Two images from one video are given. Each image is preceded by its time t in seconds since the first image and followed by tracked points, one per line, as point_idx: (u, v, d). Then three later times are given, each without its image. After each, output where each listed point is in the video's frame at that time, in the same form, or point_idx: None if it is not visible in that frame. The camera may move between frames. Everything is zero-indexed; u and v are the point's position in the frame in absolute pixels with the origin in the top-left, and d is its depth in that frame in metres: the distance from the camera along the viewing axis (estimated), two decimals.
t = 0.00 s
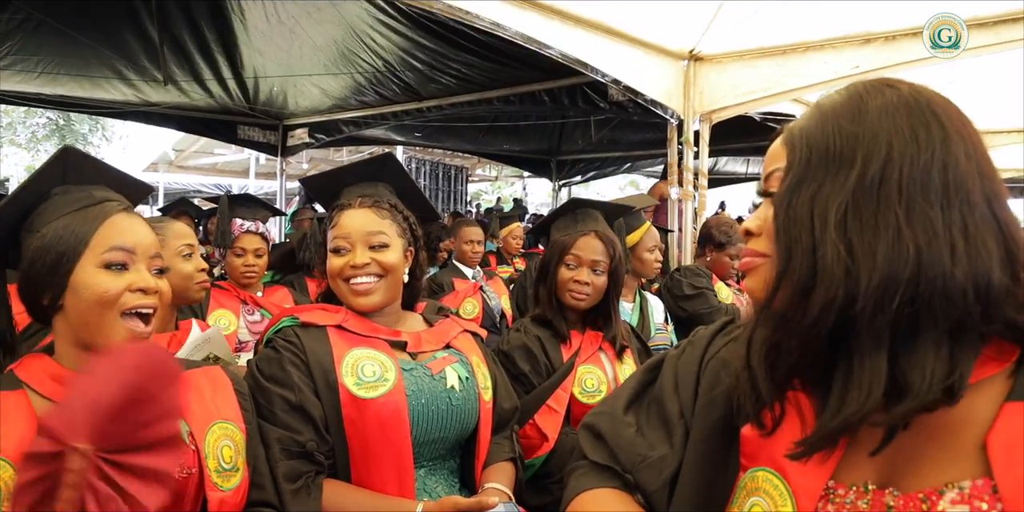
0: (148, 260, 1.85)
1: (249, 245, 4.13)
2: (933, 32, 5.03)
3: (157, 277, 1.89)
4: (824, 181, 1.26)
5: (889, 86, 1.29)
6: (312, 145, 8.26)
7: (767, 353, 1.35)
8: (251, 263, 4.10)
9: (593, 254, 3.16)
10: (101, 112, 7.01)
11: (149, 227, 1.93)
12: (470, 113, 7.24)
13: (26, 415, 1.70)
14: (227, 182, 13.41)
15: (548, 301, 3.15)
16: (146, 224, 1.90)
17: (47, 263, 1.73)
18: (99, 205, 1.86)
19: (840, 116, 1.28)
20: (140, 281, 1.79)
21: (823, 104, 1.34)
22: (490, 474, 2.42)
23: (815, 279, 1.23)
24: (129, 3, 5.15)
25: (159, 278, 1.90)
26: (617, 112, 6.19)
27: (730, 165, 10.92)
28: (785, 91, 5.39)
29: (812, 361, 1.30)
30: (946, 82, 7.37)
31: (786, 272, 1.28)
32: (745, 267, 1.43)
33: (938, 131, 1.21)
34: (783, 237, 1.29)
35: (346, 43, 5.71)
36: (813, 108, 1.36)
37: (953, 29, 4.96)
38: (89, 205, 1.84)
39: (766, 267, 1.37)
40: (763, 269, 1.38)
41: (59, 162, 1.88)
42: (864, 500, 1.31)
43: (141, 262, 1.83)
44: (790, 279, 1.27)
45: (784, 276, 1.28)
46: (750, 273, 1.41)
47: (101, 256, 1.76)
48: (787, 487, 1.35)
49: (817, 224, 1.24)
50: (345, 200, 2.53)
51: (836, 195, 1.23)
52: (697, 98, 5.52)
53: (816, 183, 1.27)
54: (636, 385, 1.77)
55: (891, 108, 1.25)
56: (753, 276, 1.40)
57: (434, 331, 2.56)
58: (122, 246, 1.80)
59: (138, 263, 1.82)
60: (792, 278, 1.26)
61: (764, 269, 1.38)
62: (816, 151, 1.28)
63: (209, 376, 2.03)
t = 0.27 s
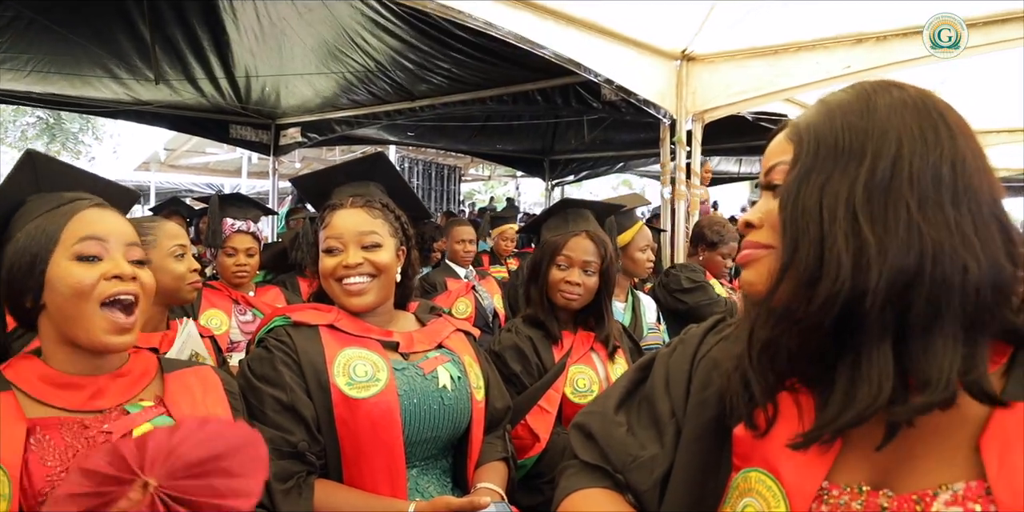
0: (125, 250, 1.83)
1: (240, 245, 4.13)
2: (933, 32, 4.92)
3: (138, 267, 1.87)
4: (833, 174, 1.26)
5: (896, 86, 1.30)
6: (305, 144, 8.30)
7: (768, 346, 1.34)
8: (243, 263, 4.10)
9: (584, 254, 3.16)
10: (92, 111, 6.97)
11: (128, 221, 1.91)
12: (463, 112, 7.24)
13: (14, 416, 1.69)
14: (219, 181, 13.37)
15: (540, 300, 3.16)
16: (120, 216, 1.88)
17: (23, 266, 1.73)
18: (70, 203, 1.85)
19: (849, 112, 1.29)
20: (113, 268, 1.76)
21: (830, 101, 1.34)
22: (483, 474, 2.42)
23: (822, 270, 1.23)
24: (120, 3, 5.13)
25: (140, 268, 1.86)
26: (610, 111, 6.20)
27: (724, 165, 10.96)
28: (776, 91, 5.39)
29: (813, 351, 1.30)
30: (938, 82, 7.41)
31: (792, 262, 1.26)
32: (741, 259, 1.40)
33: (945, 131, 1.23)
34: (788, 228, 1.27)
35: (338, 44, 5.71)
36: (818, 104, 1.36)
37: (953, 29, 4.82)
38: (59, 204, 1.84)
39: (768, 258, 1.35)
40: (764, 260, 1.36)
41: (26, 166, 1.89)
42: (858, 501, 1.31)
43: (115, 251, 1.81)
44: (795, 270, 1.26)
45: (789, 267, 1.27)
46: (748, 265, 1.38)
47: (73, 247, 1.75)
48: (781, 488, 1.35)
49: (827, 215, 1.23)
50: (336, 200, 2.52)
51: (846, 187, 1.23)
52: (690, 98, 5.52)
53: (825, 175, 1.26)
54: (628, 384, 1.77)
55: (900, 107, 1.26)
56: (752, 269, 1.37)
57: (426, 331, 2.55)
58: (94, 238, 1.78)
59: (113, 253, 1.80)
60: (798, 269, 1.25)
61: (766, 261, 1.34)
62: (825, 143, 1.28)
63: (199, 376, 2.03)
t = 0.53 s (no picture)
0: (114, 261, 1.78)
1: (236, 244, 4.13)
2: (933, 32, 4.93)
3: (126, 278, 1.80)
4: (863, 165, 1.25)
5: (908, 89, 1.34)
6: (302, 144, 8.31)
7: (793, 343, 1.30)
8: (239, 262, 4.09)
9: (578, 254, 3.16)
10: (88, 110, 6.94)
11: (127, 228, 1.86)
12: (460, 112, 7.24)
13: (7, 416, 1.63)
14: (216, 181, 13.36)
15: (535, 300, 3.16)
16: (116, 223, 1.83)
17: (13, 262, 1.74)
18: (69, 204, 1.84)
19: (873, 108, 1.30)
20: (96, 282, 1.71)
21: (845, 98, 1.35)
22: (479, 473, 2.42)
23: (857, 260, 1.20)
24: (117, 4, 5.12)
25: (130, 279, 1.81)
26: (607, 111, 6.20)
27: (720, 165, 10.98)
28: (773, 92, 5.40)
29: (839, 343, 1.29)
30: (934, 83, 7.44)
31: (825, 252, 1.22)
32: (753, 252, 1.34)
33: (961, 132, 1.27)
34: (820, 218, 1.24)
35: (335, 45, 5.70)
36: (833, 101, 1.36)
37: (953, 29, 4.84)
38: (58, 206, 1.83)
39: (791, 249, 1.29)
40: (786, 252, 1.29)
41: (30, 163, 1.88)
42: (850, 503, 1.31)
43: (101, 263, 1.75)
44: (827, 259, 1.22)
45: (822, 257, 1.22)
46: (763, 257, 1.32)
47: (57, 255, 1.72)
48: (774, 488, 1.35)
49: (862, 206, 1.22)
50: (336, 199, 2.52)
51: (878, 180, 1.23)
52: (686, 98, 5.53)
53: (856, 165, 1.26)
54: (623, 383, 1.77)
55: (921, 105, 1.29)
56: (771, 260, 1.31)
57: (422, 331, 2.55)
58: (81, 246, 1.74)
59: (99, 264, 1.75)
60: (832, 258, 1.21)
61: (788, 252, 1.29)
62: (853, 136, 1.28)
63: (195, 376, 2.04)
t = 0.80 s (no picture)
0: (102, 264, 1.75)
1: (229, 242, 4.13)
2: (933, 32, 4.95)
3: (117, 281, 1.78)
4: (902, 162, 1.26)
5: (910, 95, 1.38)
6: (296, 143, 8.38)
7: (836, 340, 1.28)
8: (232, 261, 4.09)
9: (572, 251, 3.16)
10: (81, 108, 6.89)
11: (121, 230, 1.84)
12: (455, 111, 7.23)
13: None
14: (209, 180, 13.32)
15: (529, 299, 3.16)
16: (110, 225, 1.82)
17: (7, 257, 1.74)
18: (66, 203, 1.84)
19: (895, 109, 1.32)
20: (82, 284, 1.70)
21: (863, 95, 1.36)
22: (473, 472, 2.42)
23: (905, 259, 1.20)
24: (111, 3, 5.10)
25: (121, 282, 1.79)
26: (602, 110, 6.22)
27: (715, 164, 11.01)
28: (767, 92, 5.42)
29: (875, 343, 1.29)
30: (927, 83, 7.47)
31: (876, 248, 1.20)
32: (787, 246, 1.28)
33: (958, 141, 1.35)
34: (873, 212, 1.22)
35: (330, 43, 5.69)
36: (852, 97, 1.36)
37: (953, 29, 4.84)
38: (54, 205, 1.83)
39: (834, 243, 1.25)
40: (829, 246, 1.25)
41: (30, 160, 1.89)
42: (839, 503, 1.31)
43: (90, 265, 1.74)
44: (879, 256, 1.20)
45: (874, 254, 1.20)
46: (798, 252, 1.28)
47: (47, 255, 1.71)
48: (763, 488, 1.36)
49: (908, 203, 1.22)
50: (336, 196, 2.53)
51: (917, 178, 1.24)
52: (681, 97, 5.55)
53: (895, 162, 1.26)
54: (614, 383, 1.77)
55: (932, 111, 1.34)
56: (809, 256, 1.27)
57: (416, 330, 2.55)
58: (72, 248, 1.73)
59: (88, 266, 1.73)
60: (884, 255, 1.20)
61: (828, 247, 1.26)
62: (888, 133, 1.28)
63: (188, 374, 2.03)
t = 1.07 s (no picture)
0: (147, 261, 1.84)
1: (222, 240, 4.10)
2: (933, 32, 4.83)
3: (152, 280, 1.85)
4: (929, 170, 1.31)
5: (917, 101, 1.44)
6: (289, 141, 8.40)
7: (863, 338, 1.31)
8: (224, 260, 4.07)
9: (566, 248, 3.16)
10: (73, 107, 6.84)
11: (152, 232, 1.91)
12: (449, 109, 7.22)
13: None
14: (202, 178, 13.27)
15: (521, 297, 3.16)
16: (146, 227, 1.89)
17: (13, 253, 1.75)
18: (101, 201, 1.87)
19: (917, 115, 1.37)
20: (137, 279, 1.77)
21: (887, 95, 1.39)
22: (465, 471, 2.42)
23: (937, 265, 1.26)
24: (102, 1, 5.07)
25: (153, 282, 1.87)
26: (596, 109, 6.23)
27: (708, 163, 11.04)
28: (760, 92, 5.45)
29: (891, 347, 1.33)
30: (919, 83, 7.49)
31: (909, 252, 1.25)
32: (815, 239, 1.28)
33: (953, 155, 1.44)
34: (908, 217, 1.26)
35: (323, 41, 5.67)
36: (875, 95, 1.39)
37: (953, 29, 4.75)
38: (88, 200, 1.85)
39: (866, 241, 1.27)
40: (862, 243, 1.27)
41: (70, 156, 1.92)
42: (829, 501, 1.31)
43: (139, 261, 1.81)
44: (914, 261, 1.25)
45: (907, 258, 1.25)
46: (829, 247, 1.27)
47: (102, 249, 1.76)
48: (754, 486, 1.37)
49: (939, 211, 1.28)
50: (331, 194, 2.52)
51: (941, 188, 1.30)
52: (674, 96, 5.60)
53: (923, 169, 1.31)
54: (606, 382, 1.77)
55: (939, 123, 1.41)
56: (841, 253, 1.27)
57: (409, 329, 2.54)
58: (123, 244, 1.79)
59: (136, 262, 1.81)
60: (916, 261, 1.25)
61: (861, 246, 1.27)
62: (916, 139, 1.33)
63: (180, 373, 2.02)
